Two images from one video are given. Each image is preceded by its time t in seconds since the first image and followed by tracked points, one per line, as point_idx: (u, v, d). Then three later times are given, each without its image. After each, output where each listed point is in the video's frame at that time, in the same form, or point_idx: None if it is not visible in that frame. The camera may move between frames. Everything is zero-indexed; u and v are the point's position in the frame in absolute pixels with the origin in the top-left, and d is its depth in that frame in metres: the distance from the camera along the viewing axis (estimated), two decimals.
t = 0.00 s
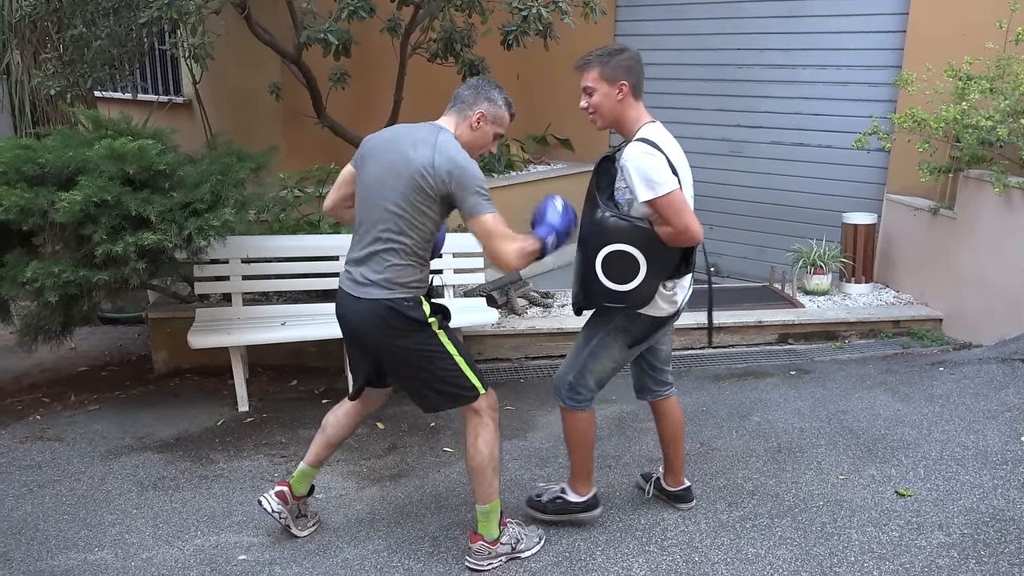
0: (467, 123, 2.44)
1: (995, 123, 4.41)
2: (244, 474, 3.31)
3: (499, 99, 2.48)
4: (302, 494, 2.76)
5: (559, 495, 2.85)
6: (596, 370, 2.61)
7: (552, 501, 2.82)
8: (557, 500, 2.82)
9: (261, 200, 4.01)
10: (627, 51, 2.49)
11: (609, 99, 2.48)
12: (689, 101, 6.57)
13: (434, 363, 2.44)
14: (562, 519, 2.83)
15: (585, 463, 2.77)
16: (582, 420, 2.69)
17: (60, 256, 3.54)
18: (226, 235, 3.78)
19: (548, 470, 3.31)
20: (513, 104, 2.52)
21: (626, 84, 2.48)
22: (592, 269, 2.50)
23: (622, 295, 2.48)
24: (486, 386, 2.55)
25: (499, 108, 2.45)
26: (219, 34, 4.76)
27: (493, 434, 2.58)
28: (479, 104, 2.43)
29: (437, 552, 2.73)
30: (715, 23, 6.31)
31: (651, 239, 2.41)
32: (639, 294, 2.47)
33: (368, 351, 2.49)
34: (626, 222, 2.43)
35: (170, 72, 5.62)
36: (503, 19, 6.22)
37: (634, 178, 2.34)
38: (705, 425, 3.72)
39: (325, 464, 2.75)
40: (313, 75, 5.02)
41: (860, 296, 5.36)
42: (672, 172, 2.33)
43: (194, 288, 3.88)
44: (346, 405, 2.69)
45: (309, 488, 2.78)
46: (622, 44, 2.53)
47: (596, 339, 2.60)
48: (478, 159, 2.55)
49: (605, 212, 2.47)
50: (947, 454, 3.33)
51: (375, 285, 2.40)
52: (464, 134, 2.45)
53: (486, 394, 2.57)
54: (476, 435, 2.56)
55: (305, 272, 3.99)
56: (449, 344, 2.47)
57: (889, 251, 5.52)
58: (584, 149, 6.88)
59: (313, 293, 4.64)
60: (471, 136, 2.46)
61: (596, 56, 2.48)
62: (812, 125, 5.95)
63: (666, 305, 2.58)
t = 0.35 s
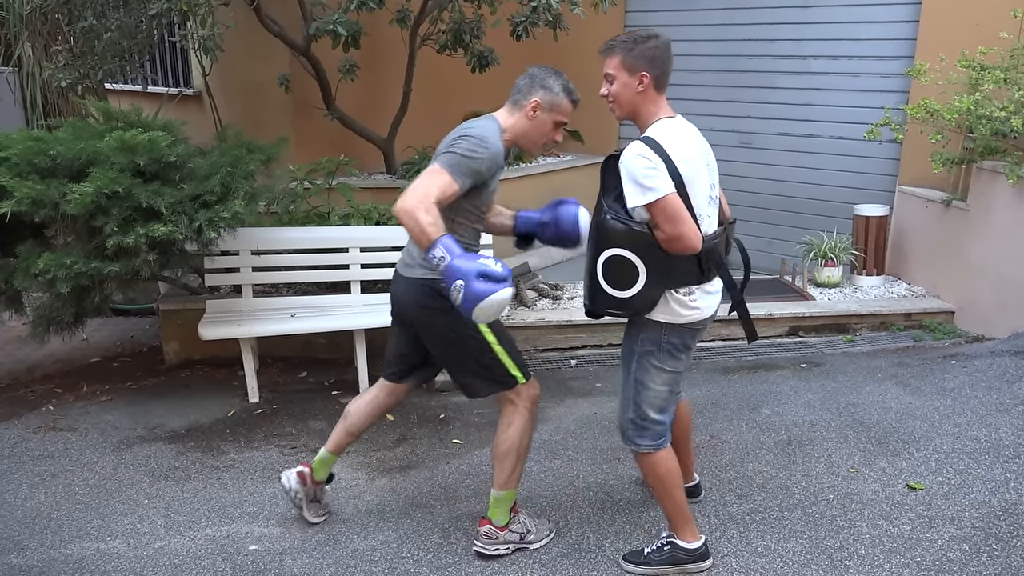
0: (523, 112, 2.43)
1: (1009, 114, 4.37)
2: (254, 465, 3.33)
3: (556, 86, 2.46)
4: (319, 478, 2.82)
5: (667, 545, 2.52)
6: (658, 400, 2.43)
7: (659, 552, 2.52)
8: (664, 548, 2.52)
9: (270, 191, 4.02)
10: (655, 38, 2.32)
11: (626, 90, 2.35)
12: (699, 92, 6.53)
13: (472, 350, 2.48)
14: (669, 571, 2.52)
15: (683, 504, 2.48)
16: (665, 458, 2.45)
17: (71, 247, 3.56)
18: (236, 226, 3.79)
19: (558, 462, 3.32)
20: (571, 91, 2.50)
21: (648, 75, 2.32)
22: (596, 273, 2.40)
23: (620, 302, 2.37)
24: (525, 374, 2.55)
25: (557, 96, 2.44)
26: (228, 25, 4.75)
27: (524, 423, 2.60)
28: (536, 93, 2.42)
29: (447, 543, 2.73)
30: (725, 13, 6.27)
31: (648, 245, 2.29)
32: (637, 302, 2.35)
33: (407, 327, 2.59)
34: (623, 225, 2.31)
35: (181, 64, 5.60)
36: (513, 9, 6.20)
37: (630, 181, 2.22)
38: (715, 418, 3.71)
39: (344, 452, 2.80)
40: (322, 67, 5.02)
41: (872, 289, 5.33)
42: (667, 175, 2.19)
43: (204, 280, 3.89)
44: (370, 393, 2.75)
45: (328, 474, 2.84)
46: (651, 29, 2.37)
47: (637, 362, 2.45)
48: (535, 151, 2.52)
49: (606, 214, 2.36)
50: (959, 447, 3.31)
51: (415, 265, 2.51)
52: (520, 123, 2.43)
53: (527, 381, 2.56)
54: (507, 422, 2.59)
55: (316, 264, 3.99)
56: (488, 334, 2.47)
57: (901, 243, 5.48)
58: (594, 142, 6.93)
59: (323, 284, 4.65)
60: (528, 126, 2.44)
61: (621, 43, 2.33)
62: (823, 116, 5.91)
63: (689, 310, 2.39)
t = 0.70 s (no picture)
0: (513, 112, 2.46)
1: (1016, 116, 4.37)
2: (259, 465, 3.33)
3: (547, 87, 2.47)
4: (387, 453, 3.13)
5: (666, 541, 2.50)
6: (652, 402, 2.41)
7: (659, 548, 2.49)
8: (665, 545, 2.50)
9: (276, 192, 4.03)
10: (670, 40, 2.28)
11: (641, 90, 2.32)
12: (705, 94, 6.52)
13: (454, 350, 2.59)
14: (674, 566, 2.50)
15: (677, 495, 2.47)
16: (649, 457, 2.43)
17: (77, 248, 3.57)
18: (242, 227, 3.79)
19: (562, 463, 3.31)
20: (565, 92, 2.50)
21: (660, 77, 2.29)
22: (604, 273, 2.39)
23: (627, 302, 2.35)
24: (511, 377, 2.59)
25: (546, 97, 2.45)
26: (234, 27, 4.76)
27: (519, 427, 2.60)
28: (524, 93, 2.45)
29: (451, 544, 2.73)
30: (731, 15, 6.27)
31: (658, 244, 2.27)
32: (645, 303, 2.33)
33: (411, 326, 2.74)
34: (634, 224, 2.29)
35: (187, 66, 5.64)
36: (518, 11, 6.21)
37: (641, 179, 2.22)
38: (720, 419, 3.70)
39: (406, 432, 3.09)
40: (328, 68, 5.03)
41: (877, 291, 5.32)
42: (679, 172, 2.17)
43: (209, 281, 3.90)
44: (422, 380, 3.01)
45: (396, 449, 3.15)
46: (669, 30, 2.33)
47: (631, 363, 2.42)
48: (531, 150, 2.55)
49: (616, 215, 2.35)
50: (964, 450, 3.30)
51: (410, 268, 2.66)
52: (510, 122, 2.47)
53: (514, 385, 2.60)
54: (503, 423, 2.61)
55: (322, 265, 4.00)
56: (468, 332, 2.58)
57: (906, 246, 5.47)
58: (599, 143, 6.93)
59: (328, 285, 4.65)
60: (518, 126, 2.47)
61: (637, 42, 2.30)
62: (829, 118, 5.91)
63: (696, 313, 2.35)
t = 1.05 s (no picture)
0: (499, 112, 2.46)
1: (1001, 121, 4.40)
2: (246, 467, 3.32)
3: (534, 89, 2.44)
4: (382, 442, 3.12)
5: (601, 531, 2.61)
6: (568, 388, 2.52)
7: (595, 536, 2.60)
8: (598, 533, 2.60)
9: (264, 193, 4.01)
10: (614, 40, 2.37)
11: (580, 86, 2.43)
12: (693, 97, 6.54)
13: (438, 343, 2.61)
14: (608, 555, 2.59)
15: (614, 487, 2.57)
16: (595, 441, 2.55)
17: (64, 249, 3.55)
18: (231, 228, 3.77)
19: (550, 465, 3.32)
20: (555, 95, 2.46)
21: (598, 75, 2.38)
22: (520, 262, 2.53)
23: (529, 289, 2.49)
24: (494, 375, 2.62)
25: (532, 99, 2.43)
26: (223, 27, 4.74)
27: (499, 426, 2.62)
28: (510, 94, 2.44)
29: (439, 546, 2.73)
30: (719, 19, 6.30)
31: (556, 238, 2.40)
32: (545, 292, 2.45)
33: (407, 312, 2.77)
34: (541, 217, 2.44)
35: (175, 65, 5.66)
36: (508, 14, 6.21)
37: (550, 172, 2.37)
38: (707, 422, 3.71)
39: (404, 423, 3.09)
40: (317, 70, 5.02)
41: (864, 294, 5.35)
42: (579, 171, 2.31)
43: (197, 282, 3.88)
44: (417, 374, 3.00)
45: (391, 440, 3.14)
46: (619, 32, 2.41)
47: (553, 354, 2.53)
48: (515, 151, 2.55)
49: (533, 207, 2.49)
50: (950, 452, 3.32)
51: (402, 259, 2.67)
52: (496, 123, 2.47)
53: (494, 382, 2.62)
54: (483, 422, 2.61)
55: (312, 266, 3.99)
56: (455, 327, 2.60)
57: (893, 249, 5.51)
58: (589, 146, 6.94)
59: (316, 287, 4.63)
60: (503, 127, 2.47)
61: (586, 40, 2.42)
62: (816, 122, 5.94)
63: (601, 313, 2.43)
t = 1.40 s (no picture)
0: (461, 114, 2.33)
1: (1008, 130, 4.40)
2: (248, 466, 3.32)
3: (496, 92, 2.34)
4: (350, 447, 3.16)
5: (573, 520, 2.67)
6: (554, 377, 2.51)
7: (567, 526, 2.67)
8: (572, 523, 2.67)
9: (270, 193, 4.02)
10: (607, 43, 2.39)
11: (578, 90, 2.41)
12: (699, 102, 6.54)
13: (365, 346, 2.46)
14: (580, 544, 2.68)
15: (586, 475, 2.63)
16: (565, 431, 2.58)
17: (70, 246, 3.56)
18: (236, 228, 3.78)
19: (552, 469, 3.32)
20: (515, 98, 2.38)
21: (596, 77, 2.39)
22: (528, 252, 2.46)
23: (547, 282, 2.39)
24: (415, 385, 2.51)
25: (495, 102, 2.33)
26: (230, 27, 4.75)
27: (405, 439, 2.50)
28: (472, 95, 2.32)
29: (440, 548, 2.73)
30: (727, 24, 6.30)
31: (576, 227, 2.36)
32: (562, 283, 2.39)
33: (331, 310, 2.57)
34: (557, 206, 2.39)
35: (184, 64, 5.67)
36: (515, 16, 6.22)
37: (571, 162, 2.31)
38: (710, 428, 3.71)
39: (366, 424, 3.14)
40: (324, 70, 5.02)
41: (868, 302, 5.34)
42: (604, 163, 2.29)
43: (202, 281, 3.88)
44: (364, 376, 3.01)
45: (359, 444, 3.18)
46: (606, 35, 2.42)
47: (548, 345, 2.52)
48: (472, 153, 2.43)
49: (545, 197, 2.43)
50: (953, 462, 3.32)
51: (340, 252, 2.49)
52: (458, 127, 2.35)
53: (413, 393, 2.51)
54: (396, 435, 2.50)
55: (314, 266, 4.01)
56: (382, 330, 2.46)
57: (898, 257, 5.50)
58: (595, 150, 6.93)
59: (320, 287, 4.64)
60: (464, 130, 2.35)
61: (576, 44, 2.40)
62: (823, 128, 5.94)
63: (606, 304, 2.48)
